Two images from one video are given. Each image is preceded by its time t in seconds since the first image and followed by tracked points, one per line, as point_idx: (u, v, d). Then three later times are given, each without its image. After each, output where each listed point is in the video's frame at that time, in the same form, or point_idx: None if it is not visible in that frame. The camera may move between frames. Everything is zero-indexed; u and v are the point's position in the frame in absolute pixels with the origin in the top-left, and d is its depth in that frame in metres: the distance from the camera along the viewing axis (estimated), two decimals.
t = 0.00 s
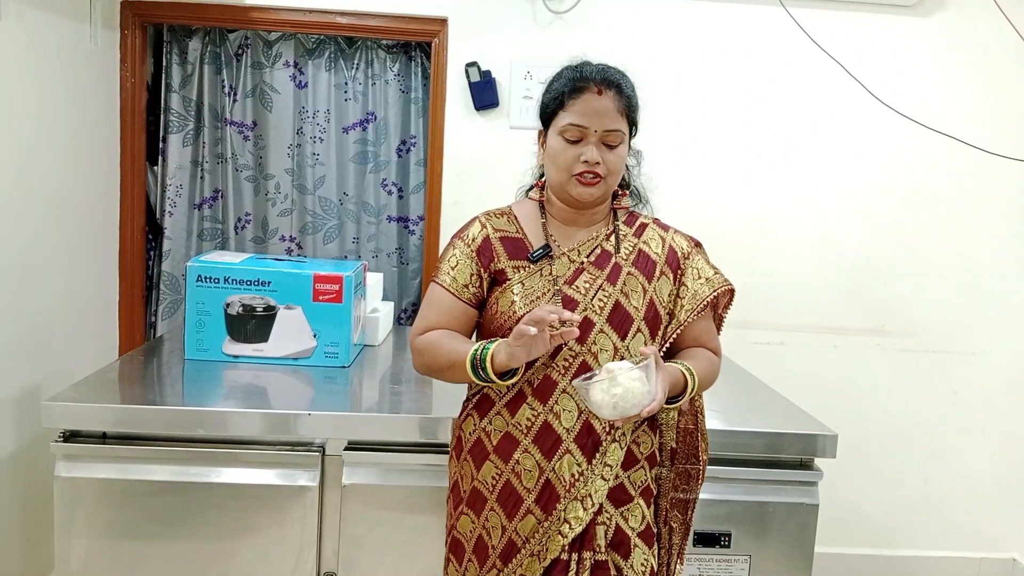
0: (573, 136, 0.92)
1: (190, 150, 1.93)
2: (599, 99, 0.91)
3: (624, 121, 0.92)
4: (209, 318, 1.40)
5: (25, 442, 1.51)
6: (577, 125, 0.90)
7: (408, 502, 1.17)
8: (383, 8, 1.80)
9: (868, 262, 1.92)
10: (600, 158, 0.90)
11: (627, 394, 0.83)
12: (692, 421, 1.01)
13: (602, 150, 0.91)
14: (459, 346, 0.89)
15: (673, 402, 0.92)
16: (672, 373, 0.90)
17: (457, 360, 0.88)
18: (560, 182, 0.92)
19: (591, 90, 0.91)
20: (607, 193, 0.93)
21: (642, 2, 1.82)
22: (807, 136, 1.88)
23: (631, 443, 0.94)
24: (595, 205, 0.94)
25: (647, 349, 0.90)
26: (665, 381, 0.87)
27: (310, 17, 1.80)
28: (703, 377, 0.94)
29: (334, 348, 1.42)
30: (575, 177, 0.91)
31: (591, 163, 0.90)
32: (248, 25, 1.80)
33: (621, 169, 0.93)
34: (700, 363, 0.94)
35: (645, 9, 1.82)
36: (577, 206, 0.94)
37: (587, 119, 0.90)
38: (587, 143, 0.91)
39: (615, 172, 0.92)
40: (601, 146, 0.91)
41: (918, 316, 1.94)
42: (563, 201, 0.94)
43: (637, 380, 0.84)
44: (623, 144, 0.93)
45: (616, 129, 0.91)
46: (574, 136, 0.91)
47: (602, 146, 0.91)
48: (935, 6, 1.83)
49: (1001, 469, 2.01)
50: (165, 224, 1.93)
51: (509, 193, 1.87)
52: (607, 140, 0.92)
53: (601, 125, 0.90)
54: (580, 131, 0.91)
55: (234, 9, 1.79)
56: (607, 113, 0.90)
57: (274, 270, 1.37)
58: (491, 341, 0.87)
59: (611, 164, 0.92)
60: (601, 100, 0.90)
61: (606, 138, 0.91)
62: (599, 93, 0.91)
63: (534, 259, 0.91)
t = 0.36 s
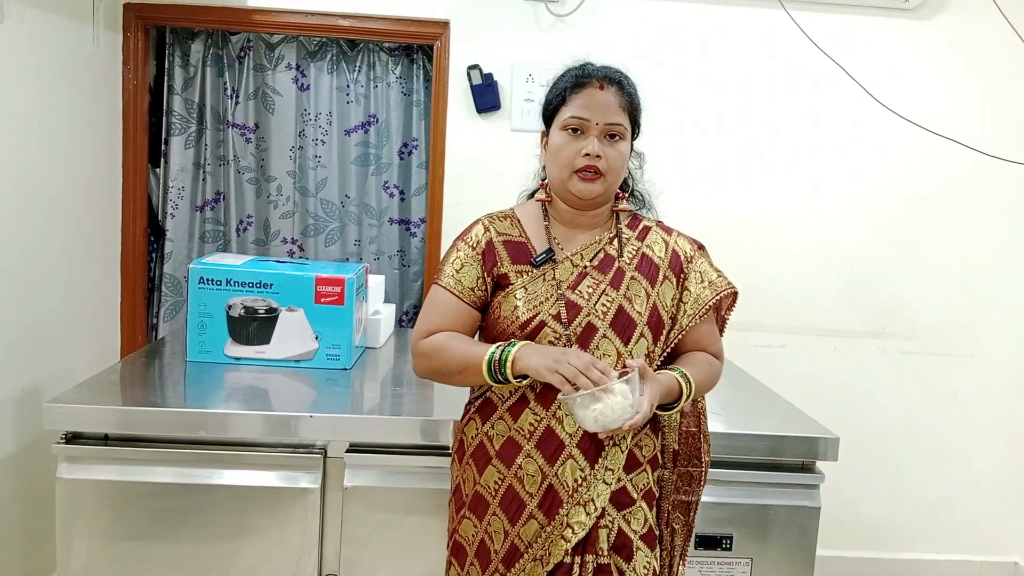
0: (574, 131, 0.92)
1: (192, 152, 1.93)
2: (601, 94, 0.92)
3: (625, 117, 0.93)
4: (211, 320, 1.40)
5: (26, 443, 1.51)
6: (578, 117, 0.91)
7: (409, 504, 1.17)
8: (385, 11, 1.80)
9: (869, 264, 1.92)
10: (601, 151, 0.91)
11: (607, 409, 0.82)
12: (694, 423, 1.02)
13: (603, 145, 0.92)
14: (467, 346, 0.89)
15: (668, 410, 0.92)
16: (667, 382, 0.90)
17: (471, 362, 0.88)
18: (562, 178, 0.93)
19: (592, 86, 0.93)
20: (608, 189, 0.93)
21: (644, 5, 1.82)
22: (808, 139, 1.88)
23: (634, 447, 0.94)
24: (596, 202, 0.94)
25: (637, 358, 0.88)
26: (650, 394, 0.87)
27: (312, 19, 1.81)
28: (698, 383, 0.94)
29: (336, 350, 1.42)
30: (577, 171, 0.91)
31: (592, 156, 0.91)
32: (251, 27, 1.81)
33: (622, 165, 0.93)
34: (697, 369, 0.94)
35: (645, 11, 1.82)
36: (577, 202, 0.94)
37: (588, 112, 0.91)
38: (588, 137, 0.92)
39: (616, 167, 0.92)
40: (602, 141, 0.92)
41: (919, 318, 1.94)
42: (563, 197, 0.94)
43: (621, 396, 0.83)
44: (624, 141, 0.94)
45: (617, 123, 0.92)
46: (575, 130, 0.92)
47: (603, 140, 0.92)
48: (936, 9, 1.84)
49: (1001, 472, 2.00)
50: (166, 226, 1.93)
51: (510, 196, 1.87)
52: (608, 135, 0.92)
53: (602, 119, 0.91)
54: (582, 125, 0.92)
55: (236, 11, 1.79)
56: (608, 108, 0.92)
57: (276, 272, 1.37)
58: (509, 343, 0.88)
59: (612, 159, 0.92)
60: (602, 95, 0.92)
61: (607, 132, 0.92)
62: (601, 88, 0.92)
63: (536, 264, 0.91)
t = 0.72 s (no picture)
0: (576, 125, 0.93)
1: (193, 149, 1.93)
2: (602, 89, 0.92)
3: (627, 112, 0.94)
4: (212, 317, 1.40)
5: (27, 441, 1.51)
6: (578, 111, 0.91)
7: (410, 501, 1.17)
8: (387, 9, 1.80)
9: (870, 263, 1.92)
10: (602, 145, 0.91)
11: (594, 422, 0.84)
12: (696, 422, 1.02)
13: (604, 139, 0.92)
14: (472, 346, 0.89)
15: (669, 408, 0.92)
16: (666, 380, 0.90)
17: (485, 360, 0.88)
18: (563, 173, 0.93)
19: (593, 80, 0.93)
20: (610, 183, 0.93)
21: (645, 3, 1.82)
22: (809, 138, 1.88)
23: (635, 446, 0.94)
24: (597, 197, 0.94)
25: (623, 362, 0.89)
26: (648, 394, 0.87)
27: (314, 17, 1.81)
28: (699, 382, 0.94)
29: (337, 348, 1.42)
30: (578, 165, 0.92)
31: (592, 150, 0.91)
32: (253, 25, 1.81)
33: (623, 160, 0.93)
34: (699, 367, 0.94)
35: (646, 10, 1.82)
36: (579, 197, 0.94)
37: (589, 107, 0.91)
38: (589, 131, 0.92)
39: (618, 162, 0.92)
40: (603, 135, 0.92)
41: (920, 317, 1.94)
42: (564, 193, 0.94)
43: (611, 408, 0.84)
44: (625, 135, 0.94)
45: (618, 117, 0.92)
46: (576, 125, 0.92)
47: (605, 135, 0.92)
48: (938, 8, 1.83)
49: (1001, 472, 2.00)
50: (168, 224, 1.93)
51: (511, 194, 1.87)
52: (610, 129, 0.92)
53: (603, 112, 0.91)
54: (583, 119, 0.92)
55: (238, 9, 1.79)
56: (609, 102, 0.92)
57: (277, 270, 1.37)
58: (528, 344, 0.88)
59: (613, 153, 0.92)
60: (603, 89, 0.92)
61: (608, 126, 0.92)
62: (602, 83, 0.93)
63: (539, 264, 0.91)
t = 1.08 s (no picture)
0: (585, 123, 0.93)
1: (198, 148, 1.93)
2: (612, 87, 0.93)
3: (637, 111, 0.94)
4: (217, 315, 1.40)
5: (32, 437, 1.52)
6: (588, 108, 0.91)
7: (414, 500, 1.17)
8: (392, 7, 1.80)
9: (875, 263, 1.91)
10: (610, 143, 0.91)
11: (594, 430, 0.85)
12: (701, 421, 1.02)
13: (613, 137, 0.92)
14: (477, 352, 0.89)
15: (676, 413, 0.93)
16: (673, 389, 0.90)
17: (487, 369, 0.88)
18: (570, 171, 0.93)
19: (604, 78, 0.93)
20: (618, 183, 0.93)
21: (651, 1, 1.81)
22: (814, 138, 1.87)
23: (639, 448, 0.94)
24: (605, 196, 0.93)
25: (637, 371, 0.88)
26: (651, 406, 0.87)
27: (319, 16, 1.81)
28: (706, 388, 0.94)
29: (342, 346, 1.43)
30: (586, 163, 0.91)
31: (601, 148, 0.91)
32: (258, 24, 1.81)
33: (632, 159, 0.93)
34: (705, 373, 0.95)
35: (651, 9, 1.82)
36: (586, 195, 0.93)
37: (599, 104, 0.92)
38: (598, 129, 0.92)
39: (626, 161, 0.92)
40: (612, 133, 0.92)
41: (925, 317, 1.93)
42: (572, 191, 0.94)
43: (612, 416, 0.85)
44: (635, 135, 0.94)
45: (628, 116, 0.92)
46: (585, 122, 0.93)
47: (614, 133, 0.92)
48: (945, 8, 1.83)
49: (1005, 473, 2.00)
50: (173, 222, 1.93)
51: (516, 193, 1.87)
52: (619, 128, 0.93)
53: (612, 111, 0.92)
54: (592, 117, 0.92)
55: (243, 7, 1.79)
56: (619, 100, 0.92)
57: (283, 268, 1.37)
58: (530, 357, 0.88)
59: (622, 152, 0.92)
60: (613, 87, 0.92)
61: (617, 125, 0.92)
62: (613, 81, 0.93)
63: (546, 267, 0.91)
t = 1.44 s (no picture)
0: (586, 125, 0.93)
1: (194, 150, 1.93)
2: (615, 90, 0.93)
3: (639, 115, 0.94)
4: (213, 318, 1.40)
5: (27, 440, 1.51)
6: (590, 111, 0.91)
7: (409, 503, 1.17)
8: (388, 10, 1.80)
9: (870, 266, 1.92)
10: (612, 146, 0.91)
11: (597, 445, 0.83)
12: (702, 426, 1.02)
13: (614, 141, 0.92)
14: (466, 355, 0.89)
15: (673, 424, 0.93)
16: (670, 403, 0.90)
17: (475, 371, 0.88)
18: (570, 173, 0.93)
19: (607, 81, 0.93)
20: (617, 188, 0.93)
21: (647, 4, 1.82)
22: (810, 141, 1.88)
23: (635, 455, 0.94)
24: (603, 201, 0.93)
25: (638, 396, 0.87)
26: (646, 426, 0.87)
27: (315, 18, 1.81)
28: (705, 395, 0.94)
29: (337, 349, 1.42)
30: (586, 166, 0.92)
31: (602, 152, 0.91)
32: (254, 26, 1.81)
33: (633, 164, 0.93)
34: (706, 381, 0.94)
35: (648, 12, 1.82)
36: (585, 199, 0.93)
37: (601, 107, 0.92)
38: (599, 132, 0.92)
39: (626, 166, 0.92)
40: (613, 136, 0.92)
41: (920, 320, 1.94)
42: (570, 194, 0.94)
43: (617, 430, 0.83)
44: (636, 140, 0.94)
45: (630, 120, 0.92)
46: (586, 124, 0.93)
47: (616, 137, 0.92)
48: (940, 11, 1.83)
49: (1001, 475, 2.00)
50: (168, 224, 1.93)
51: (512, 195, 1.88)
52: (621, 132, 0.93)
53: (615, 114, 0.92)
54: (594, 119, 0.92)
55: (239, 10, 1.79)
56: (622, 104, 0.92)
57: (278, 271, 1.37)
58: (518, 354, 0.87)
59: (623, 156, 0.92)
60: (616, 90, 0.93)
61: (619, 128, 0.92)
62: (616, 84, 0.93)
63: (541, 272, 0.91)
